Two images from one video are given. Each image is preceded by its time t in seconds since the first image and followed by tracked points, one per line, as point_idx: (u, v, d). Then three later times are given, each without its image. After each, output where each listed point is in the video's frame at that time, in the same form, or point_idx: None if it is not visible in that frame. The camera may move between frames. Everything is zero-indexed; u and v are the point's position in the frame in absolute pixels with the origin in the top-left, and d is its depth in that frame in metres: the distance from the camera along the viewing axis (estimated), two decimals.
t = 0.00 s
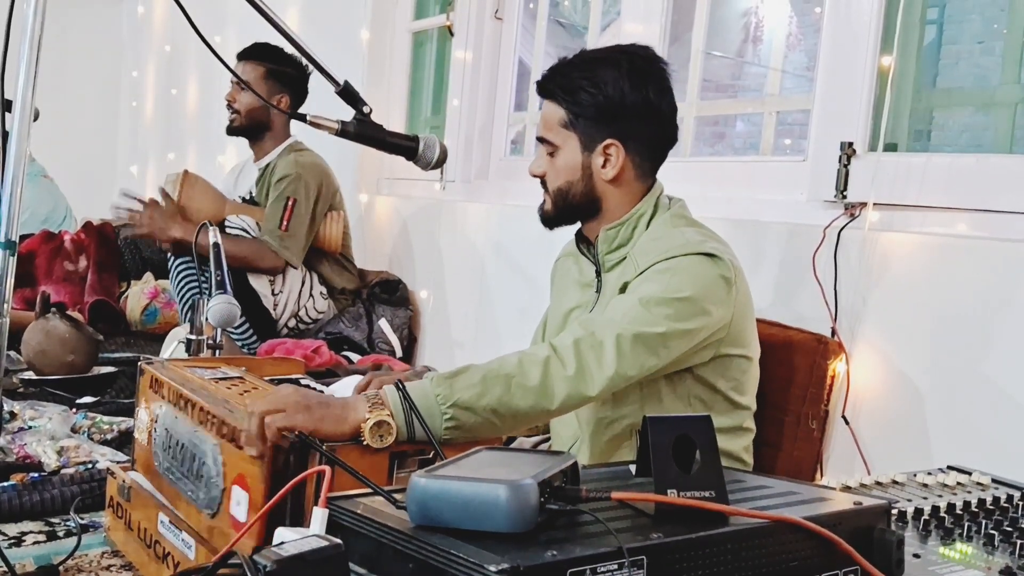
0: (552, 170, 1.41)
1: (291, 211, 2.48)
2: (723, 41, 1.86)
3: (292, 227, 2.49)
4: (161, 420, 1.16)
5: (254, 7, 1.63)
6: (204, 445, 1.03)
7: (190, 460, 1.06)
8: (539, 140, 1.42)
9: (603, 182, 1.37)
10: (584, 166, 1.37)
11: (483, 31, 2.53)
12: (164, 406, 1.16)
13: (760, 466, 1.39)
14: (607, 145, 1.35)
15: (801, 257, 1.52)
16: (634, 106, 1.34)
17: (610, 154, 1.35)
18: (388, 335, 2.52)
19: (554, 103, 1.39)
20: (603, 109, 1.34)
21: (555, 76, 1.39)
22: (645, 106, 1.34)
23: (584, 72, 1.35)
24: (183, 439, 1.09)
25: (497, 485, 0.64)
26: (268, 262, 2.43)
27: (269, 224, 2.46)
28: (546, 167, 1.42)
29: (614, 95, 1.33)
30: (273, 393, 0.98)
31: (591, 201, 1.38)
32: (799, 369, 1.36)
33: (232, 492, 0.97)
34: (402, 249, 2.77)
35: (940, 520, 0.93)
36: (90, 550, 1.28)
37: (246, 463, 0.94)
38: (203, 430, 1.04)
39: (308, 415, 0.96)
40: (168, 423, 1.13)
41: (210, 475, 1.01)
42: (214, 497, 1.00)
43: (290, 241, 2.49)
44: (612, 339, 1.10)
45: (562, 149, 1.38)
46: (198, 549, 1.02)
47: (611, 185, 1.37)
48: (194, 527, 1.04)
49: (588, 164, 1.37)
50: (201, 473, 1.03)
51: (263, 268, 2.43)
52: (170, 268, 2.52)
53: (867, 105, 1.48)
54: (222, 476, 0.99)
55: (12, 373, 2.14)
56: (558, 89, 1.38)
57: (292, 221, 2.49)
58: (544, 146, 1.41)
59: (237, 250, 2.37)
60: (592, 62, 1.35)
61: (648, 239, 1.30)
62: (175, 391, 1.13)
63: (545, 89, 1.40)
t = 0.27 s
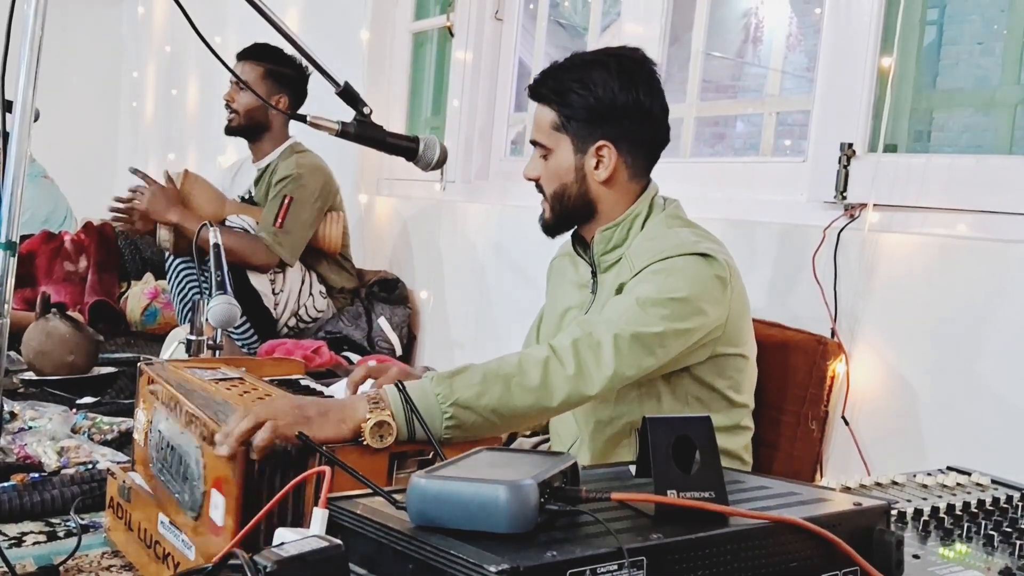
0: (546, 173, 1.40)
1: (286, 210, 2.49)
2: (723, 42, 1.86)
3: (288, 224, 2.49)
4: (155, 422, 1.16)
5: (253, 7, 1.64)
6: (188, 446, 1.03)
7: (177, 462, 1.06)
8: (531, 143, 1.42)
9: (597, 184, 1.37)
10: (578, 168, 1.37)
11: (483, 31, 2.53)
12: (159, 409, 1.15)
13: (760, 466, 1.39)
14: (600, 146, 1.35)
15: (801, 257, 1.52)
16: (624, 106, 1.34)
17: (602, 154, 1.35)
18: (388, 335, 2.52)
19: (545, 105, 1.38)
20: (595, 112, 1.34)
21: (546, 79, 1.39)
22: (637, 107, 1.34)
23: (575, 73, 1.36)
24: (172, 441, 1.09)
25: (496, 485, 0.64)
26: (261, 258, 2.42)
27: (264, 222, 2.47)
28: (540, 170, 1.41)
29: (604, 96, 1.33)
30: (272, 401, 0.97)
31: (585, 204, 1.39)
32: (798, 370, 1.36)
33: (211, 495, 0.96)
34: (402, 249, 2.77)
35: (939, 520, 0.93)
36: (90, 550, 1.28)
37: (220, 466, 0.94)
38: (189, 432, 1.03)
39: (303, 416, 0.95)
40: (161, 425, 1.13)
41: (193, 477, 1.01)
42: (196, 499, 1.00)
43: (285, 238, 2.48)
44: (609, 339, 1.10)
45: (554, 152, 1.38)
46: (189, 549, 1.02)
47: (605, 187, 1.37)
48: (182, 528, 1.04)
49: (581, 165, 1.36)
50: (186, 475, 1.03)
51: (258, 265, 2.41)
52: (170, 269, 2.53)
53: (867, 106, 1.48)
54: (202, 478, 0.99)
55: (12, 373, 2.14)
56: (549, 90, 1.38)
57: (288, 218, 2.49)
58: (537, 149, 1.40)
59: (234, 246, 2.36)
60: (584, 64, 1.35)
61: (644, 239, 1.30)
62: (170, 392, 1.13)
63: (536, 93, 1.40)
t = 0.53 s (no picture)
0: (544, 173, 1.40)
1: (289, 212, 2.49)
2: (723, 42, 1.86)
3: (290, 227, 2.49)
4: (163, 422, 1.16)
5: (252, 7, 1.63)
6: (209, 445, 1.03)
7: (194, 461, 1.06)
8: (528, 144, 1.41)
9: (595, 182, 1.37)
10: (575, 167, 1.37)
11: (483, 32, 2.54)
12: (165, 408, 1.16)
13: (760, 467, 1.39)
14: (598, 144, 1.35)
15: (801, 258, 1.52)
16: (622, 104, 1.34)
17: (600, 152, 1.35)
18: (388, 336, 2.52)
19: (541, 105, 1.38)
20: (591, 109, 1.34)
21: (541, 81, 1.39)
22: (633, 105, 1.35)
23: (572, 74, 1.36)
24: (186, 440, 1.09)
25: (496, 486, 0.64)
26: (265, 263, 2.45)
27: (267, 225, 2.47)
28: (537, 171, 1.41)
29: (601, 94, 1.34)
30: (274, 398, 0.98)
31: (583, 203, 1.38)
32: (798, 370, 1.36)
33: (239, 492, 0.97)
34: (403, 250, 2.77)
35: (939, 521, 0.93)
36: (90, 550, 1.28)
37: (252, 464, 0.95)
38: (207, 431, 1.04)
39: (308, 419, 0.96)
40: (171, 423, 1.13)
41: (216, 475, 1.01)
42: (220, 497, 1.00)
43: (287, 241, 2.49)
44: (608, 337, 1.10)
45: (552, 151, 1.38)
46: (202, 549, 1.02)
47: (602, 184, 1.37)
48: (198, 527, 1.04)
49: (579, 164, 1.36)
50: (206, 473, 1.04)
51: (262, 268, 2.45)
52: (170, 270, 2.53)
53: (867, 107, 1.48)
54: (228, 476, 0.99)
55: (12, 374, 2.14)
56: (545, 92, 1.38)
57: (291, 222, 2.49)
58: (534, 150, 1.40)
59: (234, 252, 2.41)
60: (581, 62, 1.36)
61: (641, 238, 1.30)
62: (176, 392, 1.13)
63: (531, 94, 1.40)
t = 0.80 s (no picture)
0: (545, 177, 1.40)
1: (291, 214, 2.52)
2: (723, 43, 1.87)
3: (292, 228, 2.52)
4: (163, 421, 1.16)
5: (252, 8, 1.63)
6: (209, 443, 1.03)
7: (194, 460, 1.06)
8: (528, 148, 1.41)
9: (598, 183, 1.37)
10: (579, 169, 1.37)
11: (483, 33, 2.54)
12: (165, 407, 1.16)
13: (760, 468, 1.39)
14: (602, 146, 1.35)
15: (800, 259, 1.52)
16: (623, 104, 1.35)
17: (604, 154, 1.35)
18: (389, 337, 2.52)
19: (540, 109, 1.38)
20: (592, 110, 1.34)
21: (541, 83, 1.40)
22: (635, 104, 1.35)
23: (571, 76, 1.36)
24: (184, 439, 1.09)
25: (496, 486, 0.64)
26: (268, 264, 2.47)
27: (269, 226, 2.49)
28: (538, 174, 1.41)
29: (602, 95, 1.34)
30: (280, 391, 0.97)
31: (585, 204, 1.38)
32: (798, 371, 1.36)
33: (238, 490, 0.97)
34: (403, 250, 2.77)
35: (939, 522, 0.94)
36: (91, 551, 1.28)
37: (253, 462, 0.95)
38: (208, 429, 1.04)
39: (309, 413, 0.95)
40: (171, 423, 1.14)
41: (216, 474, 1.01)
42: (219, 496, 1.00)
43: (290, 242, 2.51)
44: (607, 334, 1.10)
45: (555, 155, 1.37)
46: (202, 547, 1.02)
47: (605, 185, 1.38)
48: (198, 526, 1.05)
49: (583, 166, 1.36)
50: (206, 472, 1.04)
51: (265, 271, 2.46)
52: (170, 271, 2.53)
53: (867, 108, 1.49)
54: (228, 475, 0.99)
55: (12, 374, 2.14)
56: (545, 94, 1.38)
57: (293, 223, 2.52)
58: (535, 154, 1.40)
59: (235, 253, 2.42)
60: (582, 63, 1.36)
61: (641, 237, 1.31)
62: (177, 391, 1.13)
63: (530, 98, 1.40)
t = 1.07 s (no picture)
0: (545, 179, 1.39)
1: (292, 214, 2.52)
2: (723, 44, 1.86)
3: (294, 229, 2.52)
4: (158, 424, 1.16)
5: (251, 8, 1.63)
6: (195, 448, 1.02)
7: (183, 464, 1.06)
8: (527, 150, 1.40)
9: (599, 184, 1.37)
10: (579, 171, 1.36)
11: (483, 33, 2.53)
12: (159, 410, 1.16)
13: (760, 469, 1.39)
14: (602, 147, 1.35)
15: (801, 260, 1.52)
16: (623, 105, 1.35)
17: (604, 155, 1.35)
18: (389, 338, 2.52)
19: (538, 112, 1.38)
20: (591, 111, 1.34)
21: (540, 84, 1.39)
22: (634, 105, 1.35)
23: (569, 77, 1.36)
24: (175, 442, 1.09)
25: (496, 487, 0.64)
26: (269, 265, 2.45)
27: (272, 226, 2.49)
28: (538, 176, 1.40)
29: (602, 96, 1.34)
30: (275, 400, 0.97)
31: (586, 205, 1.38)
32: (799, 372, 1.36)
33: (218, 495, 0.95)
34: (403, 251, 2.77)
35: (940, 523, 0.93)
36: (91, 552, 1.28)
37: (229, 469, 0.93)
38: (194, 433, 1.03)
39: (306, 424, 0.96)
40: (164, 426, 1.13)
41: (200, 479, 1.00)
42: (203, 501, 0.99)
43: (292, 242, 2.51)
44: (607, 336, 1.10)
45: (555, 156, 1.37)
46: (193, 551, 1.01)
47: (606, 186, 1.38)
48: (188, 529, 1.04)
49: (583, 167, 1.36)
50: (193, 477, 1.03)
51: (265, 270, 2.45)
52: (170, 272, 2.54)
53: (868, 109, 1.48)
54: (210, 480, 0.98)
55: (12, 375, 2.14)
56: (545, 96, 1.37)
57: (295, 223, 2.52)
58: (535, 156, 1.39)
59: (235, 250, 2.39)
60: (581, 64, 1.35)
61: (641, 238, 1.31)
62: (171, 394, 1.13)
63: (529, 100, 1.40)
